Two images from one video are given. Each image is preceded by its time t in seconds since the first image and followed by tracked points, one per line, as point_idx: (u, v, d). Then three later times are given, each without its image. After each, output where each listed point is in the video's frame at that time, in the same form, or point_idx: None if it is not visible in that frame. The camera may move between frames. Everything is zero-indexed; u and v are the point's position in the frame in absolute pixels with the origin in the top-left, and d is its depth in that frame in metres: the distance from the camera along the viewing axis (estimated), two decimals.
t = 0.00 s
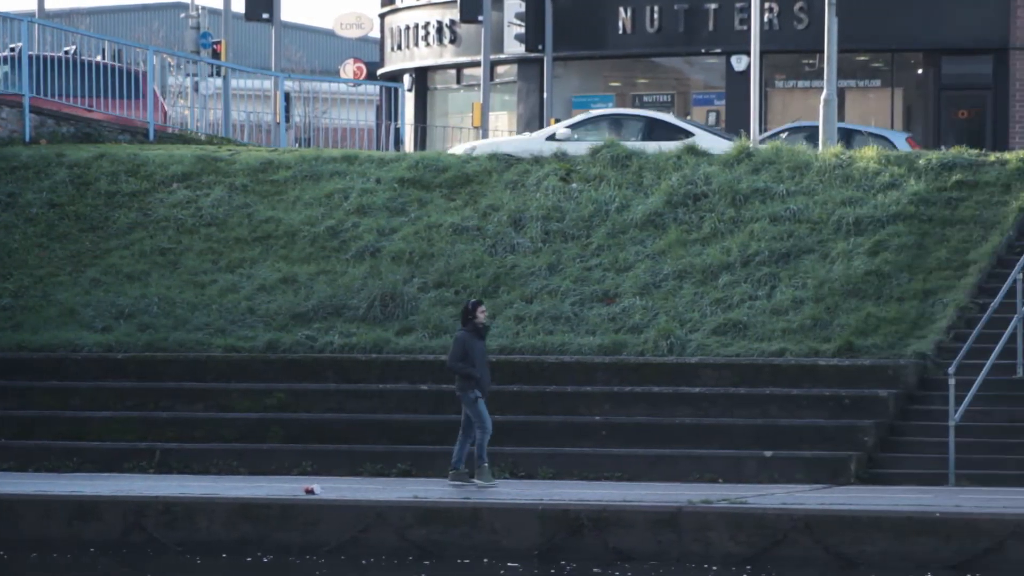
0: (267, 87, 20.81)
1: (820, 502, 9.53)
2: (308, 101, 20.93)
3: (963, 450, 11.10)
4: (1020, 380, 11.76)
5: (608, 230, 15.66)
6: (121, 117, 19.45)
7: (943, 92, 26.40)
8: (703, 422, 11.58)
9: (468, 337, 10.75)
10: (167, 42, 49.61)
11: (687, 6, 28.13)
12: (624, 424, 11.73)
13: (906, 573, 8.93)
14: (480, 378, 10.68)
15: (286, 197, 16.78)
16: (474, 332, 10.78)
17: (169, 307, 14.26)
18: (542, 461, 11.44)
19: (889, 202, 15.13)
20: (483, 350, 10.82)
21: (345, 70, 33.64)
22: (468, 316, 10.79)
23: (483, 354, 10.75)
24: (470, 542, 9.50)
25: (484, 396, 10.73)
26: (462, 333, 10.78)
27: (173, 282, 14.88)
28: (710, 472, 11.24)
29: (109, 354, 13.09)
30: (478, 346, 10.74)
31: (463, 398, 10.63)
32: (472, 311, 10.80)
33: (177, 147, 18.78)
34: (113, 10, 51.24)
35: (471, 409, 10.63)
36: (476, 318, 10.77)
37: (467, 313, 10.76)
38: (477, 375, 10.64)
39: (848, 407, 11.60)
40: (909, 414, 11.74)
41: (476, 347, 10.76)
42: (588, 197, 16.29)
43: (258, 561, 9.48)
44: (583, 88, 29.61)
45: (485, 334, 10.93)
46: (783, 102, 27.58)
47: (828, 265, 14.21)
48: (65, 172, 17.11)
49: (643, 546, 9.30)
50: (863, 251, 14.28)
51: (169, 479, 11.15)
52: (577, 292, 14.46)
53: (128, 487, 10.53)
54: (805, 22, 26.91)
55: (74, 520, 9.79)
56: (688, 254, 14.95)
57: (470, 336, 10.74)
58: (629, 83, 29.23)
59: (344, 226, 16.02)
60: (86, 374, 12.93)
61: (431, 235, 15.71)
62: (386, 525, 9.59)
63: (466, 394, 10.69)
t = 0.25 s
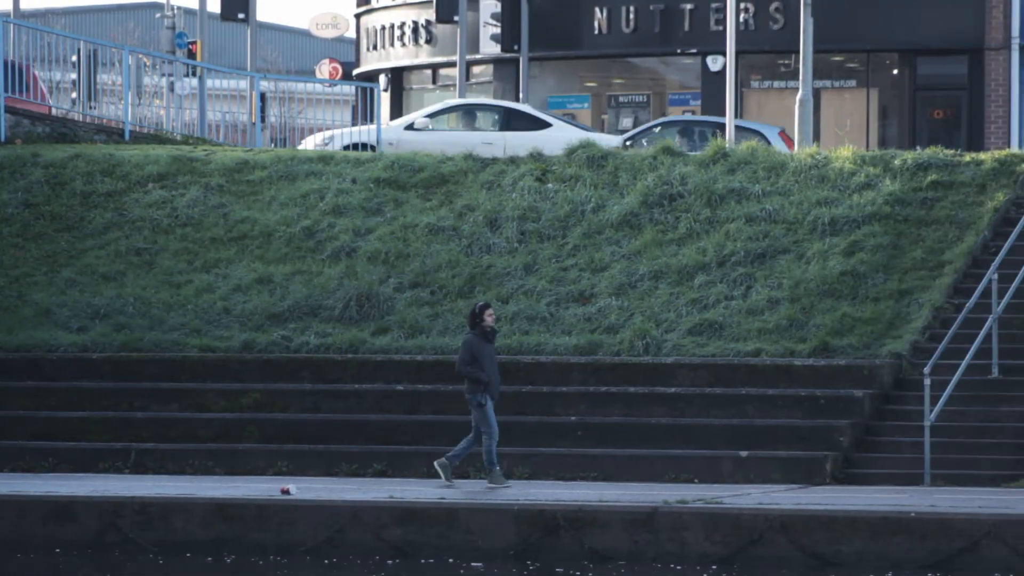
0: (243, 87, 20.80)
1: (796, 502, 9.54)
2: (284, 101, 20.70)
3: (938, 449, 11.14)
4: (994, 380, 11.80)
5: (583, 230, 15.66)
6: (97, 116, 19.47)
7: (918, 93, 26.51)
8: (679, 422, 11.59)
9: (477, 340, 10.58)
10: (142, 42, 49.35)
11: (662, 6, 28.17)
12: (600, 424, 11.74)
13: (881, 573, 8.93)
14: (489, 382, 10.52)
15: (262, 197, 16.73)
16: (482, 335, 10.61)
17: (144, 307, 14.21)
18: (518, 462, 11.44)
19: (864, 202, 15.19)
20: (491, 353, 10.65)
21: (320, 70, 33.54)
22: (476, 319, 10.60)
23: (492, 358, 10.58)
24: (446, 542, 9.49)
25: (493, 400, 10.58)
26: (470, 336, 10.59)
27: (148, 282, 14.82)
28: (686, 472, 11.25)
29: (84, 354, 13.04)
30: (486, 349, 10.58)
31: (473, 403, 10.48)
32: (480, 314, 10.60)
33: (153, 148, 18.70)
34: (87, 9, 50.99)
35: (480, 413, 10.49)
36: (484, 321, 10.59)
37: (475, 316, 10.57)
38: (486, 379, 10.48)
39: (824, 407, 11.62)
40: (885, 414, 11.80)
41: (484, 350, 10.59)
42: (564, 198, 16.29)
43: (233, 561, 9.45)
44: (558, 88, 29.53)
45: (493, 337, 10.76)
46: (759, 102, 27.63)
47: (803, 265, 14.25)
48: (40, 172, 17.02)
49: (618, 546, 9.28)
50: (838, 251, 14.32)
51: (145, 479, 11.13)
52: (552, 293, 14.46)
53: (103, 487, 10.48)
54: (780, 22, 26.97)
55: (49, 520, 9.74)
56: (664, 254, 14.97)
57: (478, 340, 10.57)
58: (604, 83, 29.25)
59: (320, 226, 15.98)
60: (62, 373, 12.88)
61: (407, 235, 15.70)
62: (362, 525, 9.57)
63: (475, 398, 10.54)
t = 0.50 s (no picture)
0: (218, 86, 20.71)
1: (771, 502, 9.54)
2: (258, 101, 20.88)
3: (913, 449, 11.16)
4: (969, 380, 11.84)
5: (558, 230, 15.66)
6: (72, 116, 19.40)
7: (893, 93, 26.53)
8: (654, 423, 11.60)
9: (485, 337, 10.50)
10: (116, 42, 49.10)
11: (637, 6, 28.18)
12: (575, 424, 11.75)
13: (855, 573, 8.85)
14: (495, 379, 10.44)
15: (237, 197, 16.67)
16: (491, 332, 10.54)
17: (119, 307, 14.17)
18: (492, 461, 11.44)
19: (839, 202, 15.24)
20: (498, 349, 10.57)
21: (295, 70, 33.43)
22: (484, 315, 10.52)
23: (499, 354, 10.50)
24: (421, 542, 9.46)
25: (498, 397, 10.51)
26: (478, 332, 10.51)
27: (123, 282, 14.77)
28: (661, 472, 11.27)
29: (58, 354, 13.00)
30: (494, 346, 10.50)
31: (476, 399, 10.42)
32: (489, 310, 10.52)
33: (128, 148, 18.60)
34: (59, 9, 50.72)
35: (486, 410, 10.41)
36: (493, 317, 10.51)
37: (484, 311, 10.50)
38: (493, 376, 10.40)
39: (799, 407, 11.64)
40: (860, 414, 11.85)
41: (492, 347, 10.52)
42: (539, 198, 16.29)
43: (208, 561, 9.42)
44: (533, 88, 29.58)
45: (500, 333, 10.68)
46: (734, 101, 27.76)
47: (778, 265, 14.28)
48: (13, 172, 16.94)
49: (593, 546, 9.25)
50: (813, 252, 14.36)
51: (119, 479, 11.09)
52: (527, 293, 14.46)
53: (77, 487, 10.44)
54: (755, 23, 27.04)
55: (24, 521, 9.71)
56: (639, 254, 14.98)
57: (486, 336, 10.49)
58: (579, 83, 29.27)
59: (295, 226, 15.95)
60: (36, 373, 12.84)
61: (382, 235, 15.68)
62: (337, 525, 9.54)
63: (481, 394, 10.45)
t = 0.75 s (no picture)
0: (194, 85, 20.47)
1: (745, 501, 9.56)
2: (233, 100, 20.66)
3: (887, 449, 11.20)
4: (942, 380, 11.89)
5: (533, 230, 15.66)
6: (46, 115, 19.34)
7: (867, 94, 26.41)
8: (628, 423, 11.61)
9: (493, 341, 10.54)
10: (90, 42, 48.86)
11: (611, 6, 28.17)
12: (549, 424, 11.74)
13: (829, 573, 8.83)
14: (504, 383, 10.47)
15: (211, 197, 16.63)
16: (499, 336, 10.57)
17: (93, 307, 14.18)
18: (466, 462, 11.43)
19: (813, 202, 15.29)
20: (507, 354, 10.61)
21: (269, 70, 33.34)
22: (493, 319, 10.57)
23: (507, 359, 10.54)
24: (395, 542, 9.44)
25: (507, 402, 10.53)
26: (487, 336, 10.55)
27: (97, 282, 14.78)
28: (635, 472, 11.27)
29: (32, 354, 13.00)
30: (502, 351, 10.54)
31: (485, 403, 10.44)
32: (498, 315, 10.56)
33: (101, 148, 18.51)
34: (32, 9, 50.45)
35: (494, 413, 10.44)
36: (502, 322, 10.55)
37: (493, 316, 10.53)
38: (502, 380, 10.43)
39: (773, 407, 11.66)
40: (834, 414, 11.89)
41: (500, 351, 10.55)
42: (513, 198, 16.28)
43: (182, 561, 9.39)
44: (507, 88, 29.58)
45: (508, 339, 10.73)
46: (708, 102, 27.79)
47: (752, 265, 14.31)
48: None
49: (567, 546, 9.24)
50: (787, 252, 14.39)
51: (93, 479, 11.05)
52: (501, 293, 14.45)
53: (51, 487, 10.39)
54: (729, 23, 27.12)
55: None
56: (613, 254, 14.99)
57: (495, 340, 10.53)
58: (553, 83, 29.26)
59: (269, 226, 15.93)
60: (10, 373, 12.85)
61: (356, 235, 15.66)
62: (311, 526, 9.52)
63: (490, 398, 10.47)
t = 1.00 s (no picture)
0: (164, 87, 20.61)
1: (719, 501, 9.57)
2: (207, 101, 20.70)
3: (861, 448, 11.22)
4: (916, 380, 11.94)
5: (507, 230, 15.67)
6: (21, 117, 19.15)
7: (841, 95, 26.50)
8: (602, 423, 11.63)
9: (498, 338, 10.58)
10: (64, 41, 48.65)
11: (585, 6, 28.17)
12: (524, 424, 11.74)
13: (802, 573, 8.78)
14: (509, 379, 10.49)
15: (186, 197, 16.62)
16: (504, 334, 10.61)
17: (67, 307, 14.25)
18: (440, 462, 11.43)
19: (788, 202, 15.33)
20: (512, 352, 10.64)
21: (243, 70, 33.21)
22: (499, 317, 10.61)
23: (512, 356, 10.57)
24: (369, 543, 9.42)
25: (513, 398, 10.54)
26: (492, 334, 10.59)
27: (71, 282, 14.82)
28: (610, 472, 11.28)
29: (7, 355, 13.06)
30: (507, 348, 10.57)
31: (491, 400, 10.46)
32: (504, 312, 10.61)
33: (75, 147, 18.43)
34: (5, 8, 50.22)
35: (500, 410, 10.44)
36: (507, 320, 10.59)
37: (499, 313, 10.57)
38: (506, 375, 10.45)
39: (747, 407, 11.69)
40: (808, 413, 11.92)
41: (505, 349, 10.57)
42: (488, 197, 16.28)
43: (155, 561, 9.38)
44: (481, 89, 29.60)
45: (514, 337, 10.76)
46: (683, 103, 27.77)
47: (726, 265, 14.35)
48: None
49: (541, 546, 9.23)
50: (761, 251, 14.43)
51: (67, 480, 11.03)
52: (476, 293, 14.45)
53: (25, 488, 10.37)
54: (703, 23, 27.22)
55: None
56: (588, 254, 15.01)
57: (499, 338, 10.57)
58: (528, 83, 29.26)
59: (244, 226, 15.92)
60: None
61: (330, 235, 15.65)
62: (285, 526, 9.50)
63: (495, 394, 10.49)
